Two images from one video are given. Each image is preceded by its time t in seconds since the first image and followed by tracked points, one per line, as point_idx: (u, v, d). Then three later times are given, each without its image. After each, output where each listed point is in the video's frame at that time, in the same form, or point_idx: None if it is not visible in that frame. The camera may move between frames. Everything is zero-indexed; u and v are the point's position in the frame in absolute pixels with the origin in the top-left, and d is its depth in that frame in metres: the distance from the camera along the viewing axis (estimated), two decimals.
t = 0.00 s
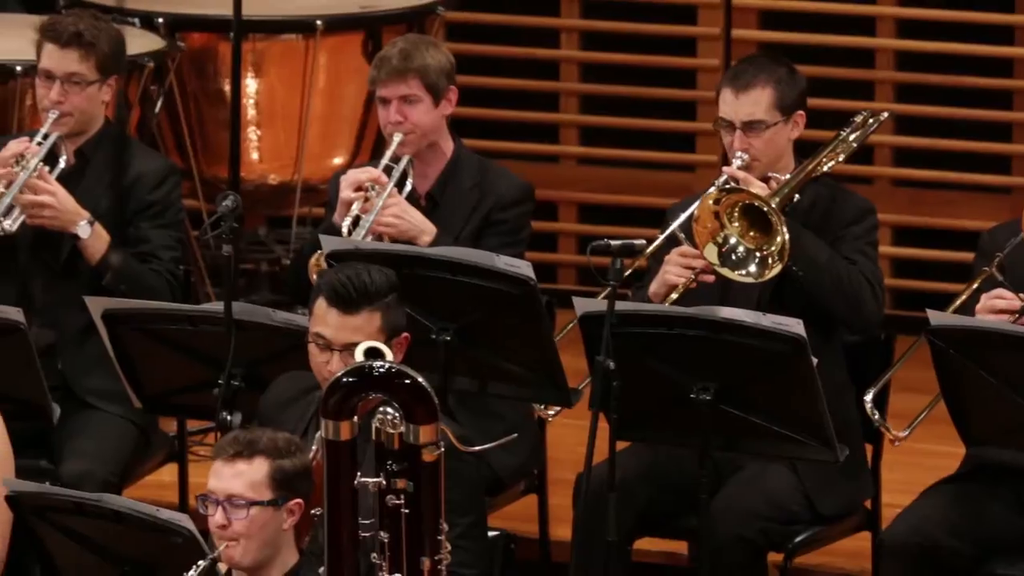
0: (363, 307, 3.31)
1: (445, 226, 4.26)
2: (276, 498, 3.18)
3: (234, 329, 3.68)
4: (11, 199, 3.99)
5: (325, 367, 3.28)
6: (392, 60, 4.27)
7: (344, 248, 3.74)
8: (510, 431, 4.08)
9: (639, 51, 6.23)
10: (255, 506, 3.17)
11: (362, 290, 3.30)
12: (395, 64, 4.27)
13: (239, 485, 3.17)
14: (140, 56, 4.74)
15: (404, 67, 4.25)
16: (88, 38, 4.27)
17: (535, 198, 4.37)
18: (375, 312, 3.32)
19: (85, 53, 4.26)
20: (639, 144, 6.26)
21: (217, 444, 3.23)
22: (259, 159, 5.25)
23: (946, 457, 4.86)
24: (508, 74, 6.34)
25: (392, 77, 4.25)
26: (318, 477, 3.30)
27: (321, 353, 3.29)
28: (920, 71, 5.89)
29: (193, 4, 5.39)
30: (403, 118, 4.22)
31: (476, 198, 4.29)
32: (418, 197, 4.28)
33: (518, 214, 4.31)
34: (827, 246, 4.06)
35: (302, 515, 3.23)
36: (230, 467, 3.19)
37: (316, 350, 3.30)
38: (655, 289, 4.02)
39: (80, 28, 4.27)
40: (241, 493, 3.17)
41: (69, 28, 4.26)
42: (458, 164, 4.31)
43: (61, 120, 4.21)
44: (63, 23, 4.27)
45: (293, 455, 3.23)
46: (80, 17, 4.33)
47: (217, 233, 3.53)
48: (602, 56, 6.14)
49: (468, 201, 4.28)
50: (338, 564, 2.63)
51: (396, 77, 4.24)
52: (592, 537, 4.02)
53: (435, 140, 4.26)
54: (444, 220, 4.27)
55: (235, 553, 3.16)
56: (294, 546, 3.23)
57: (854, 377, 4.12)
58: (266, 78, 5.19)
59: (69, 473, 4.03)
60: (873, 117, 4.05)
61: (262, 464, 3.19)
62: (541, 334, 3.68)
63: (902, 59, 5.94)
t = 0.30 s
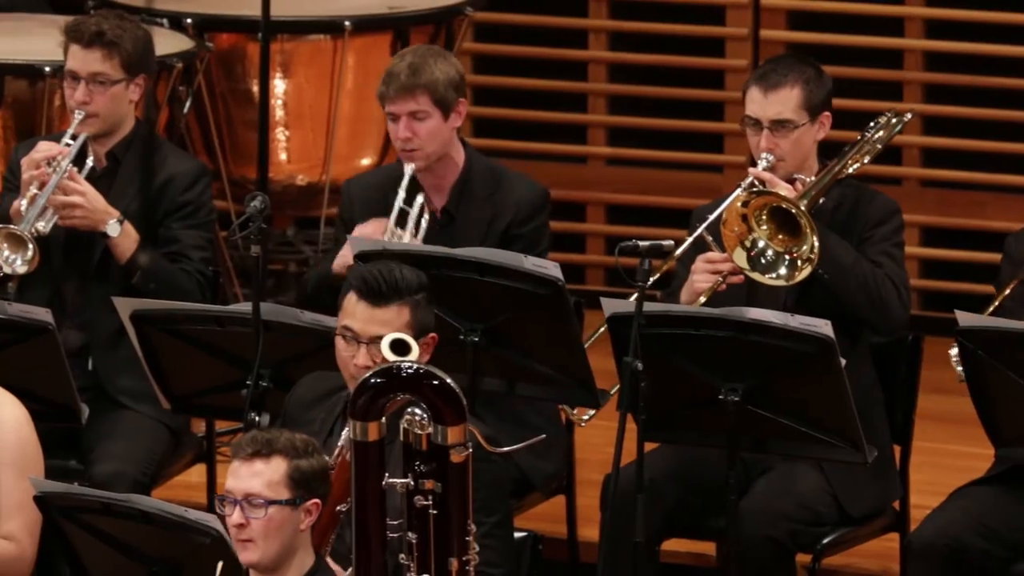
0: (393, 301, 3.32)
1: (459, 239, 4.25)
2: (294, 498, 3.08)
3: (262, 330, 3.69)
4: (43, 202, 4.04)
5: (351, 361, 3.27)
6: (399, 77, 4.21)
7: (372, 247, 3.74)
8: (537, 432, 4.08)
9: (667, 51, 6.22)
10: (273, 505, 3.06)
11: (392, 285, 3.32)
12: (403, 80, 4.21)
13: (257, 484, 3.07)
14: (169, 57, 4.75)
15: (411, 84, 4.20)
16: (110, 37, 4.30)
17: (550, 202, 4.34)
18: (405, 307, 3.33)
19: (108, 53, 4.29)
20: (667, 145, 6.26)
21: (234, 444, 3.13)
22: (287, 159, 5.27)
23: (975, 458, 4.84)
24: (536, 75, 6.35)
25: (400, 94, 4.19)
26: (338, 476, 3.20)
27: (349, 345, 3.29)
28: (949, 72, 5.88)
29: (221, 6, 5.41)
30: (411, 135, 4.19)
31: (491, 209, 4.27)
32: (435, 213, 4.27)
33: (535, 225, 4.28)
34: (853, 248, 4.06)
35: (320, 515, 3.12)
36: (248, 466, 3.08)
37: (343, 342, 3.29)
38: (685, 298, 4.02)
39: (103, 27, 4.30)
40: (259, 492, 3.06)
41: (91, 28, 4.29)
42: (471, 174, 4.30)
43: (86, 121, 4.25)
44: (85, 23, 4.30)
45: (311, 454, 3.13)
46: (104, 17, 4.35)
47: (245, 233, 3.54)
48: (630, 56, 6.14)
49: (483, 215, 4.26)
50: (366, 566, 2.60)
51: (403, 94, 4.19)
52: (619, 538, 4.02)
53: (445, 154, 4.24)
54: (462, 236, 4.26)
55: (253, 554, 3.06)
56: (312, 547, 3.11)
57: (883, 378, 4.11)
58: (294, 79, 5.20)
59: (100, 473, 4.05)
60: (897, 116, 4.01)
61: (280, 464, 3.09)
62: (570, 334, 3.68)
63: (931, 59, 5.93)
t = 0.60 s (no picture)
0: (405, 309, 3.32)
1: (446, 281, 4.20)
2: (302, 502, 3.00)
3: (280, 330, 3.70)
4: (62, 195, 4.03)
5: (367, 370, 3.27)
6: (369, 126, 4.06)
7: (388, 248, 3.75)
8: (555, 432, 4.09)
9: (686, 52, 6.22)
10: (281, 510, 2.98)
11: (403, 293, 3.32)
12: (372, 130, 4.06)
13: (264, 489, 2.99)
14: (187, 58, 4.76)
15: (381, 134, 4.04)
16: (131, 37, 4.31)
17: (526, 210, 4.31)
18: (417, 314, 3.33)
19: (129, 52, 4.29)
20: (684, 146, 6.26)
21: (241, 448, 3.05)
22: (305, 160, 5.28)
23: (993, 459, 4.83)
24: (554, 75, 6.35)
25: (369, 145, 4.04)
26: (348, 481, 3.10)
27: (364, 355, 3.29)
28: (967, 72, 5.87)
29: (238, 6, 5.42)
30: (380, 185, 4.05)
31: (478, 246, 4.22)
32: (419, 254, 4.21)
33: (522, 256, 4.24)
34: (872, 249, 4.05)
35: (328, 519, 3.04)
36: (255, 471, 3.00)
37: (358, 352, 3.29)
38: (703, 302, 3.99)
39: (123, 26, 4.31)
40: (266, 497, 2.98)
41: (112, 27, 4.30)
42: (450, 212, 4.21)
43: (108, 120, 4.25)
44: (107, 23, 4.31)
45: (317, 458, 3.05)
46: (125, 17, 4.36)
47: (263, 234, 3.55)
48: (648, 57, 6.14)
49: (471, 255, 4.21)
50: (384, 565, 2.58)
51: (373, 144, 4.04)
52: (637, 538, 4.02)
53: (416, 202, 4.12)
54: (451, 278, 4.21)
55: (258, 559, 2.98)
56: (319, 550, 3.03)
57: (900, 379, 4.11)
58: (312, 79, 5.21)
59: (117, 472, 4.06)
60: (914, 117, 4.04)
61: (287, 468, 3.01)
62: (588, 334, 3.68)
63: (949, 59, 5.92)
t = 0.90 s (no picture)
0: (425, 311, 3.32)
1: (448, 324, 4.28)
2: (312, 502, 2.98)
3: (300, 331, 3.71)
4: (76, 145, 4.02)
5: (387, 372, 3.28)
6: (361, 186, 3.99)
7: (410, 249, 3.73)
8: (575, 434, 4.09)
9: (706, 52, 6.21)
10: (291, 508, 2.96)
11: (423, 294, 3.32)
12: (364, 190, 3.99)
13: (275, 488, 2.97)
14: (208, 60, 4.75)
15: (373, 196, 3.98)
16: (164, 27, 4.36)
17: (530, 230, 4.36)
18: (437, 316, 3.34)
19: (161, 42, 4.34)
20: (704, 147, 6.25)
21: (253, 446, 3.05)
22: (325, 161, 5.29)
23: (1015, 460, 4.82)
24: (573, 76, 6.34)
25: (362, 206, 3.99)
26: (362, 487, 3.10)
27: (383, 357, 3.30)
28: (988, 73, 5.86)
29: (258, 7, 5.43)
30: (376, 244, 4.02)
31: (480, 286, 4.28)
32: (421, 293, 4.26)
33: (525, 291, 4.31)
34: (894, 249, 4.04)
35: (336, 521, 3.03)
36: (266, 469, 2.99)
37: (378, 354, 3.30)
38: (728, 295, 4.01)
39: (156, 17, 4.36)
40: (276, 495, 2.97)
41: (145, 17, 4.35)
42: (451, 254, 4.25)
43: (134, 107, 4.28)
44: (139, 14, 4.36)
45: (329, 459, 3.05)
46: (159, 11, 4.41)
47: (284, 235, 3.55)
48: (668, 58, 6.14)
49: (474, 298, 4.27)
50: (404, 565, 2.58)
51: (365, 206, 3.98)
52: (657, 540, 4.02)
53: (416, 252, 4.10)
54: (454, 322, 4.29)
55: (267, 558, 2.96)
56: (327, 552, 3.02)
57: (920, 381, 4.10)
58: (332, 80, 5.21)
59: (138, 474, 4.06)
60: (939, 121, 4.02)
61: (298, 467, 3.00)
62: (607, 336, 3.68)
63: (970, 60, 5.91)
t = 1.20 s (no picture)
0: (443, 307, 3.33)
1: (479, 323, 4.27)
2: (325, 504, 3.02)
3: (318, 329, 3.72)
4: (95, 128, 4.03)
5: (405, 368, 3.28)
6: (394, 182, 3.98)
7: (427, 247, 3.73)
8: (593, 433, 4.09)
9: (724, 50, 6.21)
10: (305, 512, 3.01)
11: (441, 291, 3.32)
12: (398, 185, 3.98)
13: (288, 492, 3.01)
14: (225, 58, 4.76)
15: (406, 191, 3.97)
16: (186, 21, 4.38)
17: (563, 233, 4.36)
18: (455, 313, 3.34)
19: (184, 36, 4.35)
20: (721, 146, 6.25)
21: (264, 449, 3.08)
22: (343, 160, 5.29)
23: None
24: (590, 74, 6.34)
25: (395, 201, 3.98)
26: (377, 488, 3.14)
27: (401, 353, 3.29)
28: (1006, 72, 5.85)
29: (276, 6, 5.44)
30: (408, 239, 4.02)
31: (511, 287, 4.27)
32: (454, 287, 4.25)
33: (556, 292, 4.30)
34: (914, 246, 4.03)
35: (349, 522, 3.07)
36: (279, 472, 3.03)
37: (396, 350, 3.30)
38: (748, 291, 3.97)
39: (180, 11, 4.38)
40: (289, 499, 3.01)
41: (168, 12, 4.36)
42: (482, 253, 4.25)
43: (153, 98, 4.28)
44: (163, 9, 4.38)
45: (341, 461, 3.09)
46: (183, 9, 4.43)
47: (301, 233, 3.56)
48: (685, 57, 6.13)
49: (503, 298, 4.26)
50: (421, 563, 2.59)
51: (399, 201, 3.98)
52: (674, 539, 4.02)
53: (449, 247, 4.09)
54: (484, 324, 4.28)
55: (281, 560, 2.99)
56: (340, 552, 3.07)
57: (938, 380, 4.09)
58: (349, 79, 5.22)
59: (156, 472, 4.07)
60: (957, 117, 4.01)
61: (311, 471, 3.03)
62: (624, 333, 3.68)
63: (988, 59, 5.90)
